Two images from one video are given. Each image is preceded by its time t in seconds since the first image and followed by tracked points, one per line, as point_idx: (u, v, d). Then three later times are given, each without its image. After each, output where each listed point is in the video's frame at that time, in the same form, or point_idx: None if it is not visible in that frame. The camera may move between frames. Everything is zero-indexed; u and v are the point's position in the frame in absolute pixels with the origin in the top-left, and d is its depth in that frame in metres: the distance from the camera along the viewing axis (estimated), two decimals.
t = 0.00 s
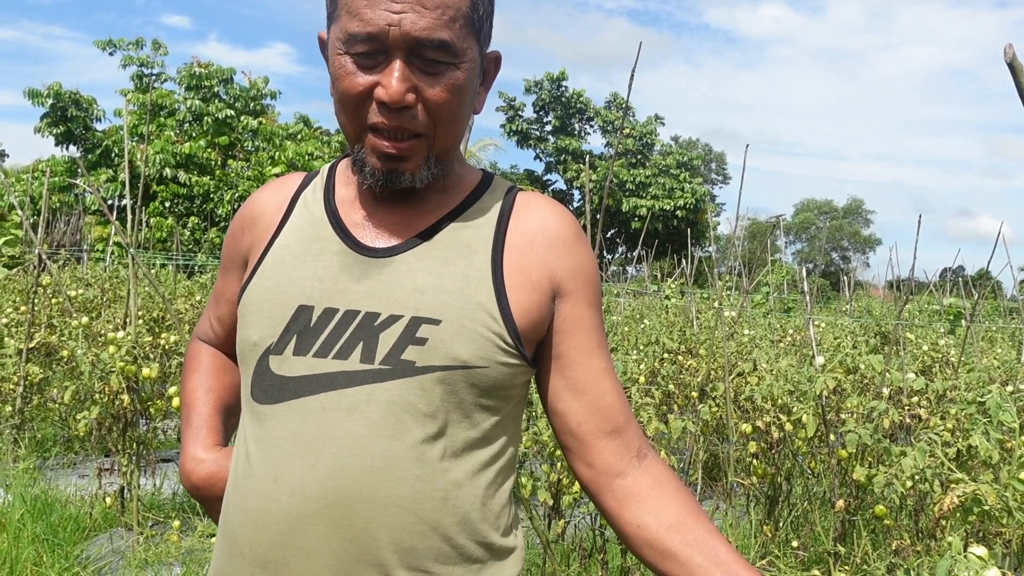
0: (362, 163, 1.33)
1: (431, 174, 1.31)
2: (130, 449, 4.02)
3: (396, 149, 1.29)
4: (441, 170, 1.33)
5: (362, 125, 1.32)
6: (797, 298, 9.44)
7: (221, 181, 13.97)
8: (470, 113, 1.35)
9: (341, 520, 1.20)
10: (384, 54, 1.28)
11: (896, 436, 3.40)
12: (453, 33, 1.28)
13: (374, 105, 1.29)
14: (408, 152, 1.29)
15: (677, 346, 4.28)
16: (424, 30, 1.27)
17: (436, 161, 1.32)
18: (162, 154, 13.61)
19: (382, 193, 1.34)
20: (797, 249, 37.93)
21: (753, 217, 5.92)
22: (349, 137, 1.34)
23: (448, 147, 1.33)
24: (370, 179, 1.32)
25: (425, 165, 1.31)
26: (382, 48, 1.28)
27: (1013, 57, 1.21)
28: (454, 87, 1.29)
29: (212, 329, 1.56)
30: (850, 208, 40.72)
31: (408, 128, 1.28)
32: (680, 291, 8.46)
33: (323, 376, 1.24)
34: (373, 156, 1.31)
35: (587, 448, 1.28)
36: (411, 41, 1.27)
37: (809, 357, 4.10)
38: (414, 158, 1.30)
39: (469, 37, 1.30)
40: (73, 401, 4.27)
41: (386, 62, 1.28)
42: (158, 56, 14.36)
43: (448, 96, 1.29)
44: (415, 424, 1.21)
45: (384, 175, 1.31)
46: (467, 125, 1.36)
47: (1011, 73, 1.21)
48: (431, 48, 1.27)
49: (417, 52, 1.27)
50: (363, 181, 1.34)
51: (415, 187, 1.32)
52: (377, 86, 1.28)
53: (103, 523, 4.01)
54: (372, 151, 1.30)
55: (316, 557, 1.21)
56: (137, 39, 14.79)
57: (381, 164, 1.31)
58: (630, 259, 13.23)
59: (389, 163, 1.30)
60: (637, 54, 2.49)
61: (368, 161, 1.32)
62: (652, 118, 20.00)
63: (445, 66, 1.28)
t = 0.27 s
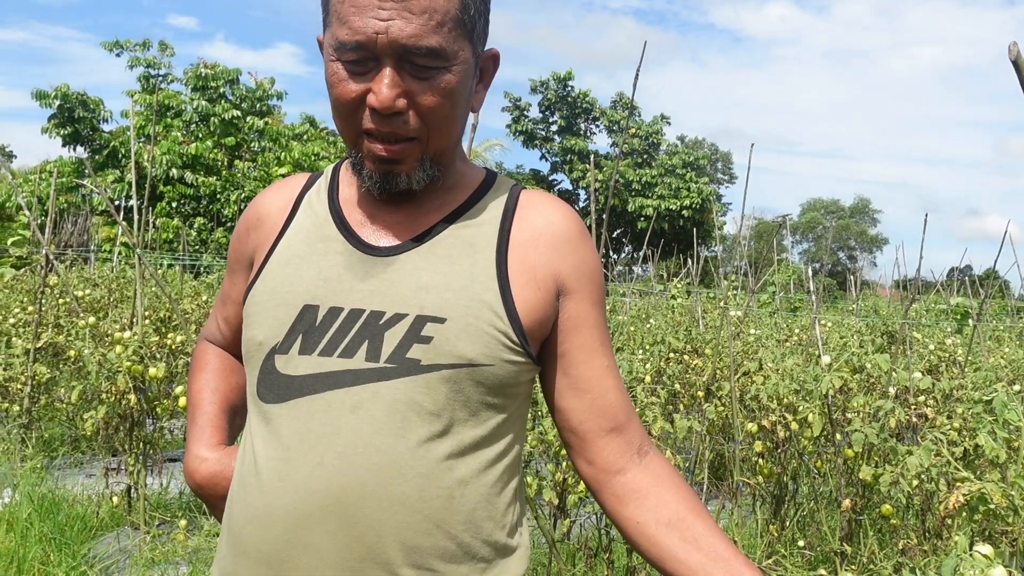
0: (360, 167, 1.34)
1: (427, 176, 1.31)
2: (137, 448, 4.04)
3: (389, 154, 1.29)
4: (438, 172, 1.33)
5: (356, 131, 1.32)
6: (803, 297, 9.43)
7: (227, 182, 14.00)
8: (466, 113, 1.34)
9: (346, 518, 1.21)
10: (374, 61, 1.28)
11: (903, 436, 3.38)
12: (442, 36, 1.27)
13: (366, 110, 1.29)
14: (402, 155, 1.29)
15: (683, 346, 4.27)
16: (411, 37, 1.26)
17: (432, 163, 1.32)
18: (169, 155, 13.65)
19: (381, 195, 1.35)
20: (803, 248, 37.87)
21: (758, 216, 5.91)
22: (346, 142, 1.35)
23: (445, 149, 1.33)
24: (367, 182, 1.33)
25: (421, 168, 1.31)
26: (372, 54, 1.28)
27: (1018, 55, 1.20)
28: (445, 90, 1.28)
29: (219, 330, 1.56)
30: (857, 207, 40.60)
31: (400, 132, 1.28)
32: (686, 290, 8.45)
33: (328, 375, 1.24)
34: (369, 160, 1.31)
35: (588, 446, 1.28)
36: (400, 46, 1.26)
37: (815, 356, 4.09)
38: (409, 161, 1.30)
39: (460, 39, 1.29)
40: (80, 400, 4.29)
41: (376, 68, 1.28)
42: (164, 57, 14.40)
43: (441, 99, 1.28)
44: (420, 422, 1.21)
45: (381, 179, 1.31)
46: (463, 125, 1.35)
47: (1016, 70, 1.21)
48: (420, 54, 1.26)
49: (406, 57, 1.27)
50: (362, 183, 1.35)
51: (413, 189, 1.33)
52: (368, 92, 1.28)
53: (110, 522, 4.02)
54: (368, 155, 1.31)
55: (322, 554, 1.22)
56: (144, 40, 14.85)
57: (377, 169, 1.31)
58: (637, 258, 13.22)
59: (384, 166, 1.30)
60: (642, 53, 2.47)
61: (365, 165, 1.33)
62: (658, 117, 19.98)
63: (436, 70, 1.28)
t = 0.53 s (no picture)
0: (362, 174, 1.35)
1: (428, 183, 1.32)
2: (147, 449, 4.06)
3: (388, 164, 1.30)
4: (439, 178, 1.34)
5: (355, 140, 1.33)
6: (812, 298, 9.40)
7: (237, 184, 14.05)
8: (465, 118, 1.33)
9: (349, 521, 1.21)
10: (369, 73, 1.28)
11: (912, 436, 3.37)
12: (434, 48, 1.26)
13: (363, 121, 1.29)
14: (401, 165, 1.30)
15: (691, 346, 4.27)
16: (402, 49, 1.25)
17: (432, 170, 1.32)
18: (178, 157, 13.71)
19: (385, 201, 1.36)
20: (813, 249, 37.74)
21: (767, 217, 5.89)
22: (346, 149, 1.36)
23: (445, 155, 1.33)
24: (370, 189, 1.34)
25: (421, 175, 1.31)
26: (365, 67, 1.28)
27: None
28: (441, 100, 1.27)
29: (234, 328, 1.57)
30: (866, 207, 40.43)
31: (397, 143, 1.29)
32: (695, 291, 8.44)
33: (334, 379, 1.25)
34: (370, 169, 1.33)
35: (593, 449, 1.28)
36: (392, 59, 1.26)
37: (825, 357, 4.07)
38: (409, 169, 1.30)
39: (453, 48, 1.28)
40: (90, 401, 4.32)
41: (370, 80, 1.28)
42: (174, 60, 14.47)
43: (436, 109, 1.28)
44: (425, 426, 1.21)
45: (382, 186, 1.33)
46: (464, 129, 1.35)
47: None
48: (414, 66, 1.26)
49: (400, 69, 1.26)
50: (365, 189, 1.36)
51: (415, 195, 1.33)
52: (363, 105, 1.28)
53: (120, 523, 4.05)
54: (368, 164, 1.32)
55: (326, 556, 1.22)
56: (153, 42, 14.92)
57: (378, 177, 1.32)
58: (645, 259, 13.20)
59: (385, 175, 1.31)
60: (648, 55, 2.46)
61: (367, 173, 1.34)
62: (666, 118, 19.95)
63: (430, 81, 1.27)
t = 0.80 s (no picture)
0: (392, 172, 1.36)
1: (457, 181, 1.33)
2: (177, 449, 4.11)
3: (417, 160, 1.31)
4: (469, 176, 1.34)
5: (387, 136, 1.34)
6: (840, 300, 9.32)
7: (264, 186, 14.18)
8: (495, 117, 1.34)
9: (381, 522, 1.23)
10: (400, 68, 1.30)
11: (943, 441, 3.33)
12: (465, 43, 1.28)
13: (394, 117, 1.31)
14: (430, 161, 1.31)
15: (717, 349, 4.25)
16: (434, 44, 1.27)
17: (462, 168, 1.33)
18: (207, 160, 13.86)
19: (416, 199, 1.37)
20: (840, 250, 37.36)
21: (794, 219, 5.85)
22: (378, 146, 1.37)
23: (474, 154, 1.33)
24: (401, 187, 1.36)
25: (451, 173, 1.32)
26: (398, 62, 1.30)
27: None
28: (471, 95, 1.28)
29: (266, 328, 1.59)
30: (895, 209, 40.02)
31: (427, 138, 1.30)
32: (721, 293, 8.40)
33: (366, 380, 1.27)
34: (401, 165, 1.34)
35: (622, 455, 1.30)
36: (425, 53, 1.27)
37: (853, 360, 4.04)
38: (438, 166, 1.31)
39: (484, 45, 1.29)
40: (121, 401, 4.39)
41: (402, 75, 1.29)
42: (202, 64, 14.65)
43: (466, 106, 1.29)
44: (456, 428, 1.23)
45: (413, 183, 1.34)
46: (494, 129, 1.36)
47: None
48: (445, 61, 1.27)
49: (432, 64, 1.28)
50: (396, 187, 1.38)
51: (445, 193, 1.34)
52: (395, 99, 1.30)
53: (151, 522, 4.11)
54: (399, 161, 1.33)
55: (358, 557, 1.24)
56: (182, 47, 15.12)
57: (407, 174, 1.33)
58: (671, 262, 13.15)
59: (415, 171, 1.32)
60: (676, 58, 2.46)
61: (397, 170, 1.35)
62: (692, 119, 19.86)
63: (461, 77, 1.28)
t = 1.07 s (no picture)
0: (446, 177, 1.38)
1: (511, 185, 1.35)
2: (215, 451, 4.19)
3: (473, 163, 1.33)
4: (521, 182, 1.36)
5: (442, 140, 1.37)
6: (877, 304, 9.20)
7: (298, 191, 14.33)
8: (548, 123, 1.37)
9: (427, 526, 1.25)
10: (459, 71, 1.33)
11: (985, 448, 3.28)
12: (524, 46, 1.31)
13: (451, 120, 1.33)
14: (485, 164, 1.33)
15: (753, 354, 4.23)
16: (494, 45, 1.30)
17: (515, 173, 1.35)
18: (242, 165, 14.06)
19: (467, 205, 1.39)
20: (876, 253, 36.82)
21: (831, 222, 5.79)
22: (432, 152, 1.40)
23: (527, 158, 1.36)
24: (454, 192, 1.37)
25: (505, 177, 1.34)
26: (457, 65, 1.33)
27: None
28: (528, 98, 1.32)
29: (310, 332, 1.63)
30: (933, 211, 39.36)
31: (484, 141, 1.32)
32: (755, 297, 8.33)
33: (414, 385, 1.29)
34: (454, 170, 1.36)
35: (660, 463, 1.31)
36: (484, 56, 1.31)
37: (892, 365, 3.99)
38: (492, 170, 1.33)
39: (542, 49, 1.32)
40: (161, 403, 4.48)
41: (460, 79, 1.33)
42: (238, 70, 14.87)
43: (523, 109, 1.32)
44: (502, 433, 1.25)
45: (466, 188, 1.36)
46: (546, 135, 1.38)
47: None
48: (504, 64, 1.31)
49: (491, 67, 1.31)
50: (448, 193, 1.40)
51: (497, 199, 1.36)
52: (452, 102, 1.33)
53: (190, 522, 4.18)
54: (453, 165, 1.35)
55: (404, 561, 1.26)
56: (218, 54, 15.36)
57: (461, 178, 1.35)
58: (704, 266, 13.06)
59: (469, 175, 1.34)
60: (713, 63, 2.46)
61: (451, 175, 1.37)
62: (725, 122, 19.72)
63: (519, 80, 1.31)
